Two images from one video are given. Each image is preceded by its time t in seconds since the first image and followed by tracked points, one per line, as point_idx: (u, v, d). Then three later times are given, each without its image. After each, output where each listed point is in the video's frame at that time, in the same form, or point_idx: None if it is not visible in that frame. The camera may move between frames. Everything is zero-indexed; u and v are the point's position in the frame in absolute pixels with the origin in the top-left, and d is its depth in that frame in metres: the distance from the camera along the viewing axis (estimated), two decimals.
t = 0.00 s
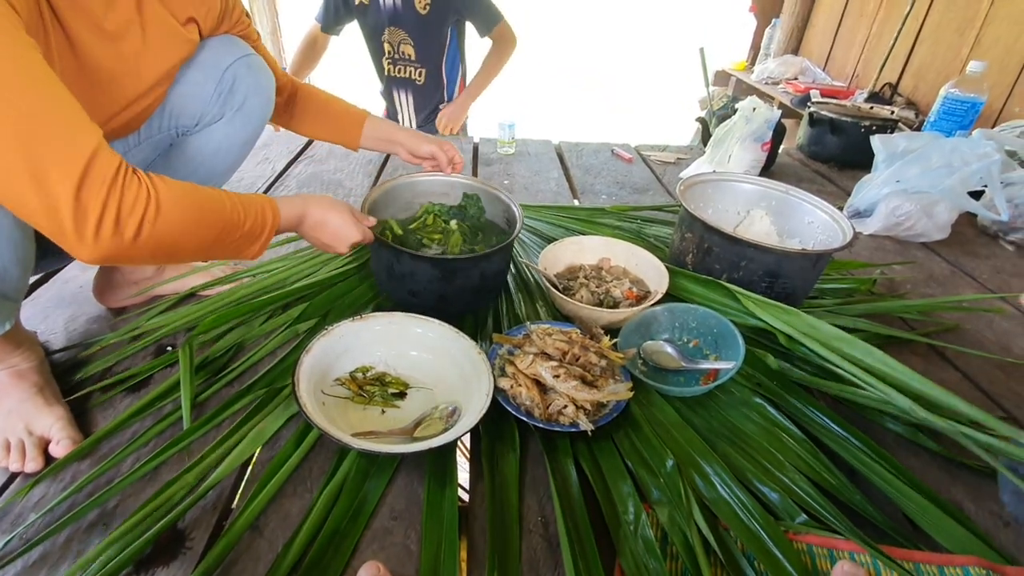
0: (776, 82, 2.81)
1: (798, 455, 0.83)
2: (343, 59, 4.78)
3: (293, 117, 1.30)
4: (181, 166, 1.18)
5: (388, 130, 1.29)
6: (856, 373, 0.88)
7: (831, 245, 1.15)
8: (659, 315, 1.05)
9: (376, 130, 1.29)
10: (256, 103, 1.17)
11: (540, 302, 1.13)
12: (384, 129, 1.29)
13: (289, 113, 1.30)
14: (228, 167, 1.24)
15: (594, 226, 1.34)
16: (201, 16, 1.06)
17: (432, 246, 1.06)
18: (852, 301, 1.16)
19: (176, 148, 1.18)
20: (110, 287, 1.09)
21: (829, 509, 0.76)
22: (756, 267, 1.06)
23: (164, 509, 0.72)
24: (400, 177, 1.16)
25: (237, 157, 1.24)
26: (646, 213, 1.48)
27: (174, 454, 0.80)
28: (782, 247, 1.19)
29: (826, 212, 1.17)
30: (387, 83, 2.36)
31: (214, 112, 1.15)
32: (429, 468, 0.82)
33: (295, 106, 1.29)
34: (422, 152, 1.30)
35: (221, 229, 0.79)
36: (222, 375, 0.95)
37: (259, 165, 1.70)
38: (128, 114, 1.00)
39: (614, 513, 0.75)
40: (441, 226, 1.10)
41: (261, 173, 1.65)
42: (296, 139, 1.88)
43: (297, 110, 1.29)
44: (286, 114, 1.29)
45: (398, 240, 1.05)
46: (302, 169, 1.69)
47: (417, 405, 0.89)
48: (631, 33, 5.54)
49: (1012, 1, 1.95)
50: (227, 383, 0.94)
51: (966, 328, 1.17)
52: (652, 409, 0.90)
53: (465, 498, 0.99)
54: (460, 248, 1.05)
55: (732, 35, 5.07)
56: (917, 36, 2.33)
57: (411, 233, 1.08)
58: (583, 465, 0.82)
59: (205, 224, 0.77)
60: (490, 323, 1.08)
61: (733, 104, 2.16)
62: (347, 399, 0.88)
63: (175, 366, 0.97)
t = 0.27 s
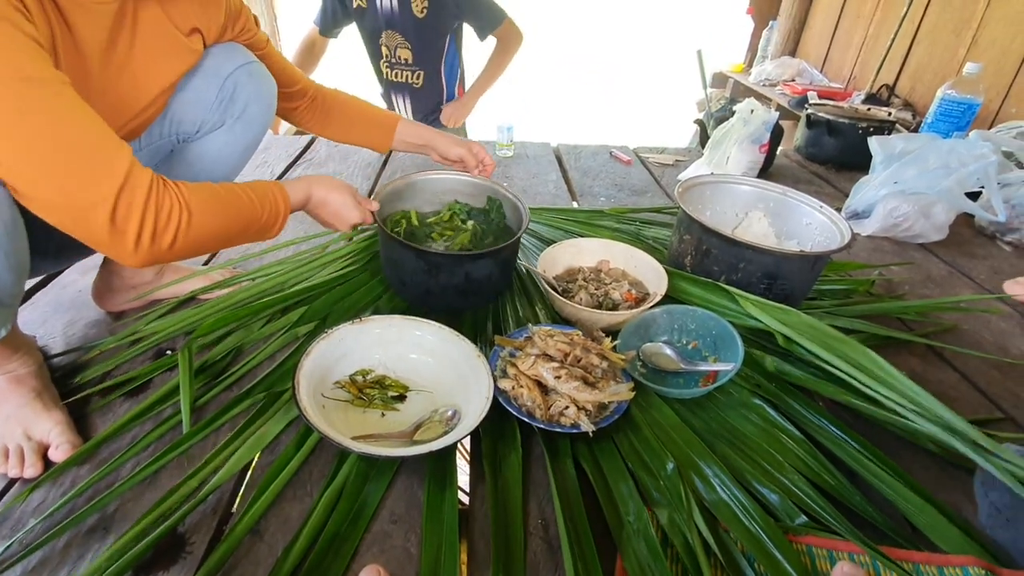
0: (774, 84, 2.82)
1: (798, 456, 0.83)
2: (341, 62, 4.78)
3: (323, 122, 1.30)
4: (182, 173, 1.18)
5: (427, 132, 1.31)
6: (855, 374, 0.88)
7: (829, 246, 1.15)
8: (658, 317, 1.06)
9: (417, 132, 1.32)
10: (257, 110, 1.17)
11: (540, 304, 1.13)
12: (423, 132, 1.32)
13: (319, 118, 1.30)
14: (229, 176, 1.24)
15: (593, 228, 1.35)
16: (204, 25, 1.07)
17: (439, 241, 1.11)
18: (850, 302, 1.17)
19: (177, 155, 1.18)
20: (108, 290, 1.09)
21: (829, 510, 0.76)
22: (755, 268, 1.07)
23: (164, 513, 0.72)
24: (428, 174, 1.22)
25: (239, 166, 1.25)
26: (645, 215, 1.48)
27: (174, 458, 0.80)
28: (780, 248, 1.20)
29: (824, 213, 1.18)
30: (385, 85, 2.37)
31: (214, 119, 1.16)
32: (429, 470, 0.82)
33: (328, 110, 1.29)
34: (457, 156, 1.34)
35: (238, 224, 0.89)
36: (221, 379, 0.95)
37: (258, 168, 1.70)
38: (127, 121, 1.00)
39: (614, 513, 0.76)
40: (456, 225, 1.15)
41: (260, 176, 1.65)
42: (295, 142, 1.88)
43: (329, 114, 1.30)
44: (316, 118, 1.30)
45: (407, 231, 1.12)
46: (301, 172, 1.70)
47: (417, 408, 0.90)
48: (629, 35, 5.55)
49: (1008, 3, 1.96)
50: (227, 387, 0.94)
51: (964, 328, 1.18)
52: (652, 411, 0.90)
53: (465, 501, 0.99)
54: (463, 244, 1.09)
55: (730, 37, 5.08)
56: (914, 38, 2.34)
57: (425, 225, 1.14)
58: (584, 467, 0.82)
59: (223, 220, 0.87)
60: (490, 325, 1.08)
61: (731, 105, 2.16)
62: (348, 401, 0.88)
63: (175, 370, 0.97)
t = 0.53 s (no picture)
0: (771, 85, 2.83)
1: (797, 458, 0.83)
2: (339, 66, 4.78)
3: (344, 127, 1.31)
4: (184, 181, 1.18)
5: (453, 133, 1.33)
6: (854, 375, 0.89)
7: (827, 248, 1.15)
8: (657, 319, 1.06)
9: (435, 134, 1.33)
10: (260, 118, 1.18)
11: (538, 306, 1.13)
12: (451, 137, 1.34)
13: (339, 122, 1.31)
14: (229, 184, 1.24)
15: (592, 230, 1.35)
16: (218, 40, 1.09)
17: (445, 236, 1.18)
18: (849, 303, 1.17)
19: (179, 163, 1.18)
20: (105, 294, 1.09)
21: (829, 512, 0.76)
22: (753, 270, 1.07)
23: (161, 518, 0.72)
24: (450, 172, 1.28)
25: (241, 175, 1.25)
26: (644, 217, 1.48)
27: (171, 462, 0.80)
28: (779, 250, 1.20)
29: (822, 214, 1.18)
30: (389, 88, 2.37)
31: (217, 126, 1.15)
32: (427, 472, 0.81)
33: (349, 115, 1.30)
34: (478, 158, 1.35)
35: (257, 215, 0.94)
36: (219, 383, 0.95)
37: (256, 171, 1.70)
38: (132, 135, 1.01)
39: (615, 515, 0.76)
40: (464, 225, 1.21)
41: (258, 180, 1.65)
42: (294, 145, 1.88)
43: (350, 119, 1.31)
44: (337, 124, 1.31)
45: (421, 222, 1.19)
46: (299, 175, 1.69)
47: (416, 411, 0.89)
48: (627, 37, 5.56)
49: (1004, 4, 1.96)
50: (225, 391, 0.94)
51: (962, 329, 1.18)
52: (652, 413, 0.90)
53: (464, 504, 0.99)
54: (463, 241, 1.15)
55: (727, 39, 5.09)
56: (910, 39, 2.34)
57: (440, 219, 1.21)
58: (584, 469, 0.82)
59: (248, 211, 0.93)
60: (489, 327, 1.08)
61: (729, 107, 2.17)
62: (347, 404, 0.88)
63: (173, 374, 0.97)
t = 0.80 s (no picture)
0: (769, 86, 2.83)
1: (796, 459, 0.83)
2: (338, 68, 4.78)
3: (359, 128, 1.29)
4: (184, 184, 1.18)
5: (468, 136, 1.33)
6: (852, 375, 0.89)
7: (825, 248, 1.15)
8: (656, 320, 1.06)
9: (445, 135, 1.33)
10: (261, 123, 1.18)
11: (537, 307, 1.13)
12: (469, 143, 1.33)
13: (355, 123, 1.29)
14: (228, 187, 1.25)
15: (590, 232, 1.34)
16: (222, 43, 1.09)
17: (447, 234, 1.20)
18: (848, 304, 1.17)
19: (179, 166, 1.18)
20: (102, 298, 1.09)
21: (827, 513, 0.76)
22: (752, 271, 1.07)
23: (159, 522, 0.72)
24: (462, 171, 1.29)
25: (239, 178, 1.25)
26: (642, 218, 1.48)
27: (169, 466, 0.80)
28: (777, 250, 1.20)
29: (821, 215, 1.18)
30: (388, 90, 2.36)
31: (219, 130, 1.16)
32: (426, 474, 0.81)
33: (365, 116, 1.28)
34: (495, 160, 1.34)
35: (243, 241, 0.90)
36: (217, 386, 0.95)
37: (254, 174, 1.70)
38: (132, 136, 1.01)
39: (614, 517, 0.75)
40: (469, 224, 1.22)
41: (256, 182, 1.65)
42: (292, 148, 1.88)
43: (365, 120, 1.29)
44: (352, 124, 1.28)
45: (429, 219, 1.21)
46: (298, 178, 1.69)
47: (414, 414, 0.89)
48: (625, 38, 5.56)
49: (1001, 4, 1.97)
50: (223, 394, 0.94)
51: (961, 329, 1.18)
52: (650, 414, 0.90)
53: (463, 507, 0.99)
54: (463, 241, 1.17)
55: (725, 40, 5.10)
56: (908, 39, 2.34)
57: (448, 218, 1.23)
58: (582, 471, 0.81)
59: (233, 238, 0.89)
60: (488, 329, 1.08)
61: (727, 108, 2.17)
62: (345, 407, 0.88)
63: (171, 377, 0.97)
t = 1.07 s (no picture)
0: (767, 86, 2.83)
1: (794, 459, 0.83)
2: (337, 70, 4.79)
3: (347, 123, 1.30)
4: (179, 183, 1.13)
5: (456, 137, 1.32)
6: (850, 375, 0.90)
7: (822, 249, 1.15)
8: (654, 321, 1.06)
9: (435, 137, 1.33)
10: (257, 118, 1.15)
11: (535, 309, 1.13)
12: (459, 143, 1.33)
13: (343, 119, 1.30)
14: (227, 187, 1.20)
15: (588, 233, 1.34)
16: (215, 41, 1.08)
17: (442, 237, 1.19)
18: (846, 304, 1.17)
19: (174, 163, 1.12)
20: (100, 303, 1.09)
21: (826, 513, 0.76)
22: (749, 271, 1.07)
23: (157, 525, 0.72)
24: (457, 175, 1.30)
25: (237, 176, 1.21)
26: (640, 219, 1.48)
27: (167, 468, 0.80)
28: (774, 251, 1.20)
29: (818, 215, 1.18)
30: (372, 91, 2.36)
31: (215, 125, 1.11)
32: (424, 476, 0.81)
33: (353, 112, 1.29)
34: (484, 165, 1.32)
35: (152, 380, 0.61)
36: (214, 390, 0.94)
37: (252, 177, 1.70)
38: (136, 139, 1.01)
39: (613, 520, 0.75)
40: (466, 228, 1.22)
41: (254, 185, 1.65)
42: (290, 150, 1.88)
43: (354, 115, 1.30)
44: (341, 120, 1.30)
45: (425, 223, 1.22)
46: (296, 180, 1.70)
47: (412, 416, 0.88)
48: (623, 39, 5.57)
49: (997, 4, 1.97)
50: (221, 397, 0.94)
51: (959, 328, 1.18)
52: (648, 415, 0.90)
53: (462, 510, 0.99)
54: (459, 244, 1.17)
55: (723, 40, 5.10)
56: (905, 39, 2.35)
57: (444, 221, 1.23)
58: (581, 473, 0.82)
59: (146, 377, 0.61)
60: (486, 331, 1.08)
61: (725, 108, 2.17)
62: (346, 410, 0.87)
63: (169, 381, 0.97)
